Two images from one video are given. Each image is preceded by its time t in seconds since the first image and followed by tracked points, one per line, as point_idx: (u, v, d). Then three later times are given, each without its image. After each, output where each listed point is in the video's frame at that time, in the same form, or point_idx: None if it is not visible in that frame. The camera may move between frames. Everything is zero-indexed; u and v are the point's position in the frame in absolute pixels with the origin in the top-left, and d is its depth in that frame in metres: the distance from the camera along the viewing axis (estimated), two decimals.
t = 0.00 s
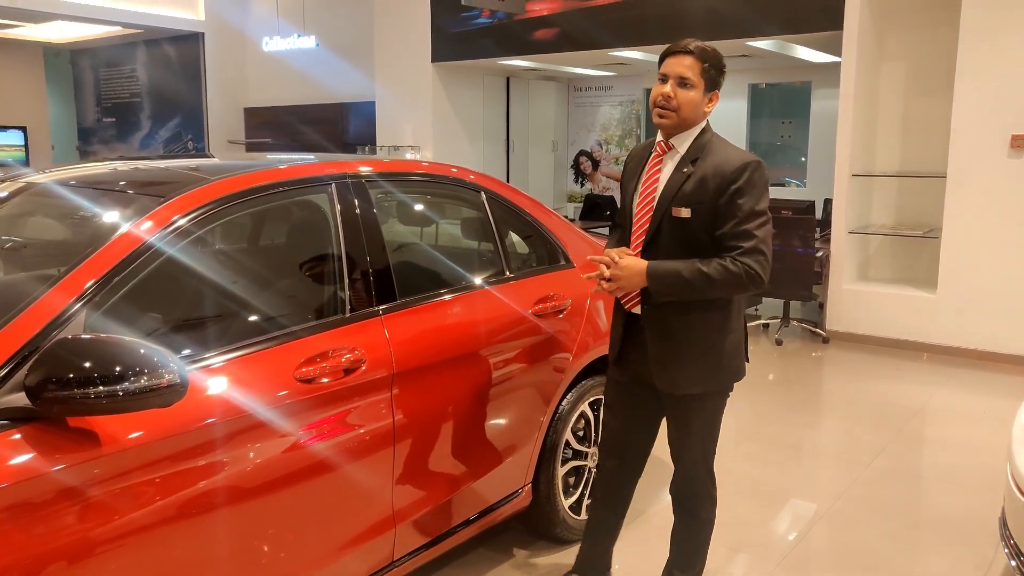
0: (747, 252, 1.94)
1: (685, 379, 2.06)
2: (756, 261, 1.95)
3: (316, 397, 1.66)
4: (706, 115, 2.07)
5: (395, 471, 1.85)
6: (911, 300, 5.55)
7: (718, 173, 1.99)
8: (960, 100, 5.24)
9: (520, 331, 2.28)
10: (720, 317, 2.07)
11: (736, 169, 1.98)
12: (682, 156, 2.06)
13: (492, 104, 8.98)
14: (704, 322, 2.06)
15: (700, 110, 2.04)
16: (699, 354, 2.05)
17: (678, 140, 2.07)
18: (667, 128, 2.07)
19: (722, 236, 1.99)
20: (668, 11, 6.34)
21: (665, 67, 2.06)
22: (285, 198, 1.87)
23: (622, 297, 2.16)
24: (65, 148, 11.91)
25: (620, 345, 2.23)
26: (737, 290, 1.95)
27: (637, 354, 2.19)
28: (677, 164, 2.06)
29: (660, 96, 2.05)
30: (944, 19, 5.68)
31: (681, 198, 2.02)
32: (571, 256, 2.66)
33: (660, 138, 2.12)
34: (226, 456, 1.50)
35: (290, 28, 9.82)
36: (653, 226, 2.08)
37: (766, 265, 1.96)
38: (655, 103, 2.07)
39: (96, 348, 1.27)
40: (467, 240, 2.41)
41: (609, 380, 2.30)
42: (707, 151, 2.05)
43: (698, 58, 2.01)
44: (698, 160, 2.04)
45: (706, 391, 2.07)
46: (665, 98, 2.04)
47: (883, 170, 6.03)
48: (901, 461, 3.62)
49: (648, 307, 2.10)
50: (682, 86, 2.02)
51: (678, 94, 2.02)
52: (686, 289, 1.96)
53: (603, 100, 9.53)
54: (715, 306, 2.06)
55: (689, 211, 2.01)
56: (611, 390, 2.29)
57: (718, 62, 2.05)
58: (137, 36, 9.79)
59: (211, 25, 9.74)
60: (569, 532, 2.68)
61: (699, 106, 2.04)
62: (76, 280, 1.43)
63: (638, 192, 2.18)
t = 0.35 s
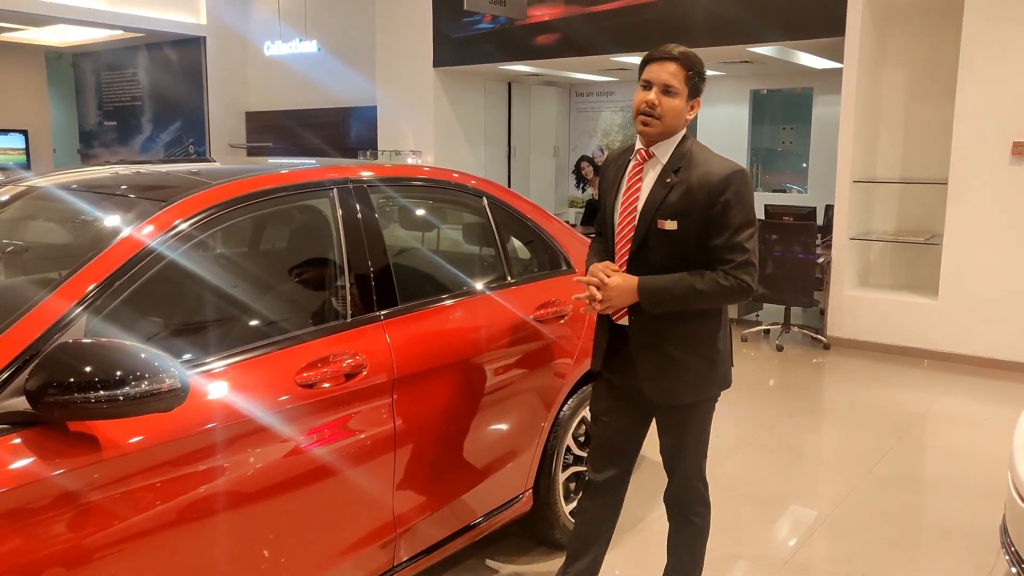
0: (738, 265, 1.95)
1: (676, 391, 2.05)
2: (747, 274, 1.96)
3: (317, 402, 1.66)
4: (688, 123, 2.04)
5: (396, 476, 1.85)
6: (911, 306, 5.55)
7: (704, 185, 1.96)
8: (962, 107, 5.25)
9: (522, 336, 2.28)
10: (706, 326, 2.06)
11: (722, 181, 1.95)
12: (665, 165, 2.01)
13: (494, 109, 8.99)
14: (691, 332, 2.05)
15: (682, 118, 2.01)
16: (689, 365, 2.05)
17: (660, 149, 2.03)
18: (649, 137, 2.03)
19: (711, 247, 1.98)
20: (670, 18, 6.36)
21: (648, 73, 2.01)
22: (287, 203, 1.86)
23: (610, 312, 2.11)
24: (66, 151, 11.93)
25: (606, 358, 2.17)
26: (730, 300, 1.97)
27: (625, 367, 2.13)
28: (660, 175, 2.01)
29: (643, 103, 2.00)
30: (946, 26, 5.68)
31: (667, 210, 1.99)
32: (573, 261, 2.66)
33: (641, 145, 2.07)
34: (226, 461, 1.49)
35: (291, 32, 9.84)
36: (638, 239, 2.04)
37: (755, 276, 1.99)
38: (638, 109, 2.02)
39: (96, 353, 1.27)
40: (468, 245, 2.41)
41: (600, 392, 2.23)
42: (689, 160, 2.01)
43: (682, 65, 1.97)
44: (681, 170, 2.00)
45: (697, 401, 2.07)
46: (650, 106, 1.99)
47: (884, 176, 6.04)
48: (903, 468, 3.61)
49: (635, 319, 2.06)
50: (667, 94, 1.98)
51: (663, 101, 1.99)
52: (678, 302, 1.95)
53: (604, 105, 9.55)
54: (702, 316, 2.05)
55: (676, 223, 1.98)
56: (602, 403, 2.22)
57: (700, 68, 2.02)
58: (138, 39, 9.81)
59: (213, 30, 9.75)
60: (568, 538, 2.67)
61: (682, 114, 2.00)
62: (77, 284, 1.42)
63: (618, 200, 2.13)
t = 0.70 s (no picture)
0: (712, 253, 1.86)
1: (643, 392, 1.93)
2: (720, 262, 1.86)
3: (320, 403, 1.66)
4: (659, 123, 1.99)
5: (398, 478, 1.85)
6: (914, 310, 5.55)
7: (682, 178, 1.90)
8: (965, 112, 5.24)
9: (524, 339, 2.28)
10: (671, 327, 1.97)
11: (701, 174, 1.90)
12: (641, 162, 1.94)
13: (498, 112, 9.00)
14: (656, 332, 1.95)
15: (657, 118, 1.96)
16: (655, 365, 1.94)
17: (634, 146, 1.96)
18: (624, 135, 1.95)
19: (686, 239, 1.88)
20: (674, 21, 6.36)
21: (622, 73, 1.93)
22: (290, 205, 1.87)
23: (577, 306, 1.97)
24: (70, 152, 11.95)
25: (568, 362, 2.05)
26: (706, 295, 1.85)
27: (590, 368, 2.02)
28: (637, 170, 1.94)
29: (620, 103, 1.92)
30: (950, 30, 5.68)
31: (645, 203, 1.91)
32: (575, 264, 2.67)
33: (613, 144, 1.99)
34: (229, 463, 1.49)
35: (295, 34, 9.85)
36: (614, 234, 1.93)
37: (728, 267, 1.89)
38: (614, 109, 1.94)
39: (100, 353, 1.27)
40: (471, 248, 2.41)
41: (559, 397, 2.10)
42: (664, 156, 1.95)
43: (658, 66, 1.91)
44: (657, 165, 1.93)
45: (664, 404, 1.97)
46: (629, 105, 1.91)
47: (888, 181, 6.04)
48: (906, 473, 3.60)
49: (603, 315, 1.94)
50: (644, 94, 1.91)
51: (641, 101, 1.91)
52: (653, 293, 1.82)
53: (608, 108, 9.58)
54: (668, 315, 1.96)
55: (655, 215, 1.89)
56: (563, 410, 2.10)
57: (670, 67, 1.96)
58: (142, 41, 9.84)
59: (216, 32, 9.77)
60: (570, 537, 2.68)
61: (656, 115, 1.95)
62: (82, 285, 1.43)
63: (591, 197, 2.03)
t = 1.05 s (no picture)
0: (688, 257, 1.88)
1: (631, 390, 1.89)
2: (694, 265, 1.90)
3: (325, 403, 1.66)
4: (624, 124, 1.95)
5: (403, 478, 1.85)
6: (919, 311, 5.53)
7: (657, 179, 1.87)
8: (972, 112, 5.22)
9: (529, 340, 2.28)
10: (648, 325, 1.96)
11: (675, 176, 1.88)
12: (612, 163, 1.89)
13: (503, 112, 9.00)
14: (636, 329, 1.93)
15: (624, 119, 1.92)
16: (640, 361, 1.92)
17: (603, 147, 1.91)
18: (593, 136, 1.90)
19: (664, 242, 1.89)
20: (679, 21, 6.35)
21: (590, 73, 1.89)
22: (296, 204, 1.87)
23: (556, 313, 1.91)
24: (76, 151, 11.99)
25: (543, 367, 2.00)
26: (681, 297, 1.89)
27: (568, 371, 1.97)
28: (609, 171, 1.88)
29: (588, 103, 1.88)
30: (957, 31, 5.66)
31: (621, 205, 1.86)
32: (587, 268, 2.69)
33: (579, 146, 1.94)
34: (234, 462, 1.50)
35: (301, 34, 9.87)
36: (590, 236, 1.88)
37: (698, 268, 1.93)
38: (581, 110, 1.89)
39: (107, 352, 1.28)
40: (476, 248, 2.41)
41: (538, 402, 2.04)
42: (634, 157, 1.91)
43: (625, 66, 1.89)
44: (629, 166, 1.89)
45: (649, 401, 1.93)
46: (596, 106, 1.87)
47: (894, 182, 6.02)
48: (911, 475, 3.59)
49: (586, 318, 1.89)
50: (612, 94, 1.88)
51: (609, 101, 1.87)
52: (637, 297, 1.82)
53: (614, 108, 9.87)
54: (646, 313, 1.95)
55: (631, 216, 1.86)
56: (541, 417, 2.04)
57: (635, 67, 1.94)
58: (148, 41, 9.87)
59: (222, 32, 9.80)
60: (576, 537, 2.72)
61: (623, 116, 1.91)
62: (89, 285, 1.43)
63: (558, 199, 1.94)
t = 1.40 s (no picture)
0: (668, 254, 1.86)
1: (611, 392, 1.89)
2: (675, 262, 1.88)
3: (328, 405, 1.67)
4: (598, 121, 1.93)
5: (407, 479, 1.85)
6: (922, 310, 5.52)
7: (633, 176, 1.85)
8: (973, 110, 5.21)
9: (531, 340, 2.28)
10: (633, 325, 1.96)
11: (651, 171, 1.86)
12: (587, 162, 1.88)
13: (505, 112, 9.00)
14: (620, 328, 1.92)
15: (598, 116, 1.91)
16: (621, 363, 1.91)
17: (578, 146, 1.89)
18: (567, 136, 1.88)
19: (643, 240, 1.86)
20: (680, 21, 6.36)
21: (559, 73, 1.88)
22: (299, 206, 1.87)
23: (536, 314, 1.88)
24: (79, 154, 12.02)
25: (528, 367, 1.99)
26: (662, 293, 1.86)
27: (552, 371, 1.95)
28: (585, 170, 1.87)
29: (559, 103, 1.87)
30: (958, 29, 5.65)
31: (596, 203, 1.85)
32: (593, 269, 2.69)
33: (555, 146, 1.92)
34: (238, 464, 1.50)
35: (303, 36, 9.89)
36: (567, 236, 1.87)
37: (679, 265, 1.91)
38: (553, 111, 1.88)
39: (111, 355, 1.28)
40: (478, 248, 2.42)
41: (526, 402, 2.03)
42: (609, 154, 1.90)
43: (594, 63, 1.88)
44: (603, 164, 1.88)
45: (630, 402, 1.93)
46: (567, 105, 1.86)
47: (896, 181, 6.01)
48: (915, 474, 3.58)
49: (565, 318, 1.87)
50: (582, 92, 1.87)
51: (580, 99, 1.86)
52: (615, 297, 1.82)
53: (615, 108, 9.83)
54: (630, 311, 1.95)
55: (608, 215, 1.84)
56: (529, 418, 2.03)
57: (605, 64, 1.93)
58: (151, 43, 9.88)
59: (224, 34, 9.82)
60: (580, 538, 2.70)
61: (596, 113, 1.90)
62: (93, 289, 1.44)
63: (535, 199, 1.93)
